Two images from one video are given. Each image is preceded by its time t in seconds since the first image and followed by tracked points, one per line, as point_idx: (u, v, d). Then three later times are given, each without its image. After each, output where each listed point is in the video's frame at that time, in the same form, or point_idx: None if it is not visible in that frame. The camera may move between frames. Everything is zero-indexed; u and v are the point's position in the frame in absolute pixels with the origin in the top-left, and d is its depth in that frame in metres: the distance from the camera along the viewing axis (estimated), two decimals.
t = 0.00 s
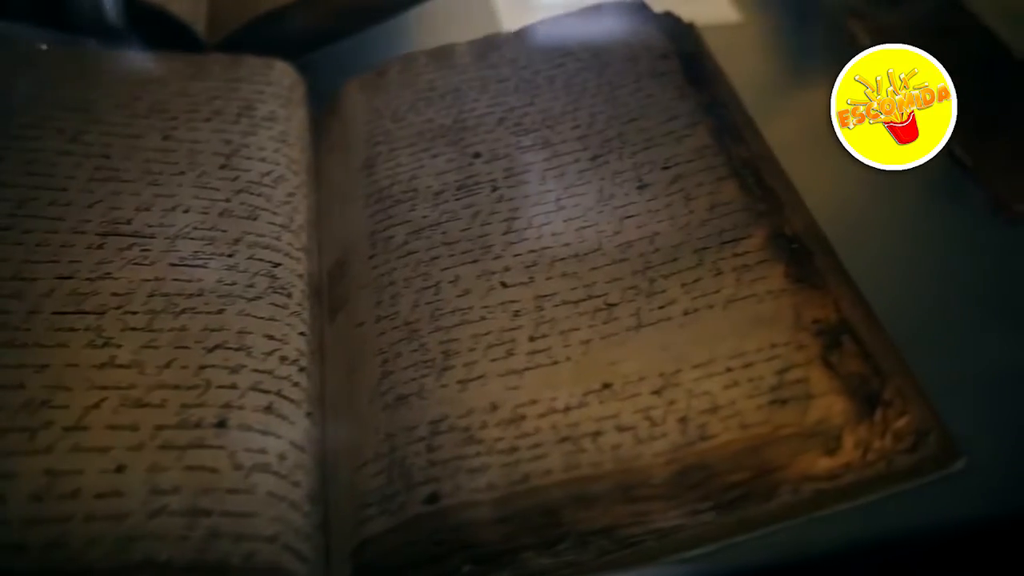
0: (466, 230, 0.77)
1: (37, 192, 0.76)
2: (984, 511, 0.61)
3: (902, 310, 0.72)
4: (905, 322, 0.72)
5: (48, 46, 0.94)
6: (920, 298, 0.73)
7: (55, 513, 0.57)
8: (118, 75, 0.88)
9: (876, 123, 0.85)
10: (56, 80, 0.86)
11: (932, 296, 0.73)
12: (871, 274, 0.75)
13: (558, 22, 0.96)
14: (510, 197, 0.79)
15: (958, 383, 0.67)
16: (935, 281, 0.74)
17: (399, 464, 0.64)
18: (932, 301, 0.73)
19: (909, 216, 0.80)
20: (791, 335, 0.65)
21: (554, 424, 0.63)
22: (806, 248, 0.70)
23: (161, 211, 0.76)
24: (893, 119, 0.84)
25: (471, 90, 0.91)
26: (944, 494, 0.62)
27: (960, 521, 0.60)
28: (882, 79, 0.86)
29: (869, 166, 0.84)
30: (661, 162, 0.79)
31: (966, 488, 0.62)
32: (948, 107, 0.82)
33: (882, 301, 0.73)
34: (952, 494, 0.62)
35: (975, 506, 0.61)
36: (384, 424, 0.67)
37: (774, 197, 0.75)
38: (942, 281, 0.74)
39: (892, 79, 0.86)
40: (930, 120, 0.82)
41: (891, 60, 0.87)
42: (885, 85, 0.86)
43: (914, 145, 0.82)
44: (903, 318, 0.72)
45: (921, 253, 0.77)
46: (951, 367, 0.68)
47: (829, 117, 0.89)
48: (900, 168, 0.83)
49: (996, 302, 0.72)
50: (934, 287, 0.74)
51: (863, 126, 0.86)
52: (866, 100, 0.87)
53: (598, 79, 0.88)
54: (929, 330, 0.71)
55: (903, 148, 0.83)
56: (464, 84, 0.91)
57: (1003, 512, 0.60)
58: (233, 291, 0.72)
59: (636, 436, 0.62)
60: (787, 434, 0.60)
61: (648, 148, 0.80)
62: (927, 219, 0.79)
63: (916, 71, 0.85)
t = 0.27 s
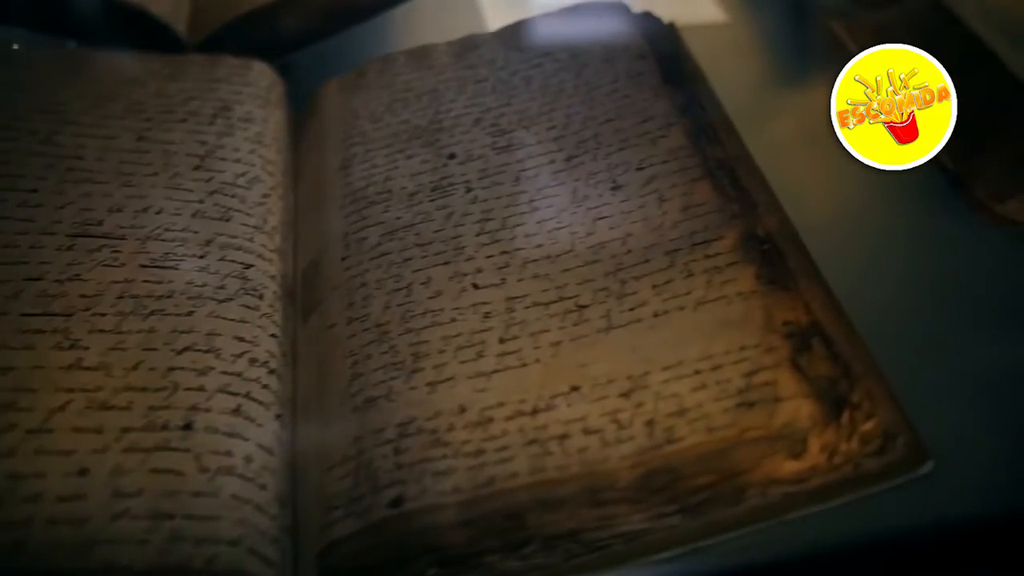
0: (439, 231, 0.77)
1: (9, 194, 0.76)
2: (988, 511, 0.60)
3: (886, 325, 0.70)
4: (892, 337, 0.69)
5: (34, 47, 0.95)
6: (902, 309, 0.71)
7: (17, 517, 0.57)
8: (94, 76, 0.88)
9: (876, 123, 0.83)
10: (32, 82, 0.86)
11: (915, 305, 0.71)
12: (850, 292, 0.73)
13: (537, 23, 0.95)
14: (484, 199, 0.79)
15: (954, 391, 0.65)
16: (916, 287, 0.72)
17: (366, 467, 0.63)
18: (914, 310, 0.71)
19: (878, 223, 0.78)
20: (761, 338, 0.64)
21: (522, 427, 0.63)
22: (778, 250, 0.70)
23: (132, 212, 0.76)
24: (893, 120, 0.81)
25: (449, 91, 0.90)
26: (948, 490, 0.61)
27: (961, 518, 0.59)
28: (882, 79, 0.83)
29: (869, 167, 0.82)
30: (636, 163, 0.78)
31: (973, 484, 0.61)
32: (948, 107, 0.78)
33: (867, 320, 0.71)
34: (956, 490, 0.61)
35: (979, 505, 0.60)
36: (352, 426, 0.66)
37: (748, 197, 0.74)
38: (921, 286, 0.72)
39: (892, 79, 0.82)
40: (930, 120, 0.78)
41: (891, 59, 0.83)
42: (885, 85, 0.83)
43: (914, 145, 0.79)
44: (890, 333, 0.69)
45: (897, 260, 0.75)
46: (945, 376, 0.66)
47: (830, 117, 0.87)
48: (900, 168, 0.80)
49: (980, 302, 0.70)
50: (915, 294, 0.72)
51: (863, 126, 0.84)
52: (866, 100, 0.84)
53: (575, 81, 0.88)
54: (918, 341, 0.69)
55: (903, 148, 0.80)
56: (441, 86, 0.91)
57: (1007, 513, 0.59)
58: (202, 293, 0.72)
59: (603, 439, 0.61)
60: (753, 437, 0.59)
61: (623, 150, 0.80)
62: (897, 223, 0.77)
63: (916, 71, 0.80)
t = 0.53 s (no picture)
0: (409, 233, 0.77)
1: None
2: (988, 508, 0.62)
3: (876, 346, 0.71)
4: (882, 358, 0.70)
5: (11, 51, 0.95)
6: (887, 326, 0.72)
7: None
8: (67, 77, 0.88)
9: (876, 122, 0.84)
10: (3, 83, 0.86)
11: (899, 321, 0.73)
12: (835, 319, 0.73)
13: (514, 22, 0.95)
14: (456, 201, 0.79)
15: (947, 397, 0.68)
16: (898, 301, 0.74)
17: (329, 470, 0.63)
18: (898, 325, 0.72)
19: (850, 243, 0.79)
20: (726, 341, 0.64)
21: (485, 430, 0.63)
22: (747, 252, 0.70)
23: (102, 214, 0.76)
24: (893, 120, 0.82)
25: (424, 92, 0.90)
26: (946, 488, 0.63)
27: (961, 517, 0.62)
28: (881, 79, 0.83)
29: (868, 166, 0.84)
30: (607, 164, 0.78)
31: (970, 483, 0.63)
32: (947, 108, 0.79)
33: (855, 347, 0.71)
34: (954, 488, 0.63)
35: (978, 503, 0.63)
36: (317, 429, 0.66)
37: (718, 198, 0.74)
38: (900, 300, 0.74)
39: (892, 79, 0.82)
40: (930, 121, 0.79)
41: (891, 58, 0.83)
42: (885, 85, 0.83)
43: (914, 146, 0.80)
44: (881, 354, 0.71)
45: (875, 277, 0.76)
46: (937, 385, 0.68)
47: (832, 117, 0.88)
48: (901, 168, 0.82)
49: (958, 308, 0.73)
50: (896, 309, 0.73)
51: (864, 127, 0.85)
52: (866, 100, 0.85)
53: (549, 81, 0.87)
54: (906, 356, 0.70)
55: (903, 148, 0.81)
56: (416, 87, 0.91)
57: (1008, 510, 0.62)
58: (170, 295, 0.72)
59: (566, 442, 0.61)
60: (716, 440, 0.59)
61: (595, 151, 0.79)
62: (869, 240, 0.79)
63: (916, 71, 0.81)
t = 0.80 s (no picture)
0: (385, 234, 0.76)
1: None
2: (987, 505, 0.65)
3: (870, 356, 0.72)
4: (877, 367, 0.71)
5: None
6: (879, 335, 0.74)
7: None
8: (45, 78, 0.88)
9: (876, 122, 0.86)
10: None
11: (890, 326, 0.74)
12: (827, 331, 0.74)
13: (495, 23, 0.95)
14: (432, 202, 0.78)
15: (944, 400, 0.69)
16: (889, 307, 0.75)
17: (299, 473, 0.63)
18: (890, 331, 0.74)
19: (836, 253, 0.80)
20: (697, 343, 0.64)
21: (455, 432, 0.62)
22: (722, 253, 0.69)
23: (76, 215, 0.76)
24: (893, 120, 0.84)
25: (403, 92, 0.90)
26: (948, 488, 0.66)
27: (962, 514, 0.65)
28: (881, 79, 0.86)
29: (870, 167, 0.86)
30: (583, 166, 0.78)
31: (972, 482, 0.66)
32: (948, 107, 0.82)
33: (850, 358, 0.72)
34: (956, 487, 0.66)
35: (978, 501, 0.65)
36: (288, 431, 0.66)
37: (695, 200, 0.74)
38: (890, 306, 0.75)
39: (892, 79, 0.85)
40: (930, 120, 0.82)
41: (891, 58, 0.85)
42: (885, 84, 0.86)
43: (914, 145, 0.83)
44: (875, 362, 0.72)
45: (871, 280, 0.77)
46: (934, 389, 0.70)
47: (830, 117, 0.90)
48: (900, 168, 0.84)
49: (946, 314, 0.75)
50: (888, 316, 0.75)
51: (864, 126, 0.87)
52: (866, 100, 0.87)
53: (529, 81, 0.87)
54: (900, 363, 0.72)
55: (903, 148, 0.84)
56: (395, 87, 0.91)
57: (1006, 505, 0.65)
58: (143, 296, 0.71)
59: (536, 445, 0.61)
60: (685, 443, 0.59)
61: (573, 152, 0.79)
62: (855, 249, 0.80)
63: (916, 71, 0.84)
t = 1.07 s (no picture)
0: (357, 236, 0.76)
1: None
2: (991, 504, 0.64)
3: (868, 355, 0.72)
4: (881, 365, 0.71)
5: None
6: (877, 335, 0.73)
7: None
8: (21, 80, 0.88)
9: (876, 122, 0.87)
10: None
11: (893, 326, 0.74)
12: (823, 331, 0.73)
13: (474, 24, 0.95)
14: (406, 203, 0.78)
15: (943, 400, 0.69)
16: (890, 307, 0.75)
17: (264, 477, 0.62)
18: (893, 331, 0.74)
19: (831, 256, 0.80)
20: (665, 346, 0.63)
21: (421, 436, 0.62)
22: (693, 255, 0.69)
23: (47, 217, 0.76)
24: (893, 120, 0.85)
25: (380, 93, 0.90)
26: (950, 486, 0.64)
27: (965, 512, 0.63)
28: (881, 79, 0.88)
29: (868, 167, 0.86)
30: (557, 168, 0.78)
31: (974, 481, 0.64)
32: (948, 107, 0.84)
33: (847, 358, 0.71)
34: (958, 485, 0.64)
35: (981, 499, 0.64)
36: (255, 435, 0.65)
37: (667, 202, 0.73)
38: (886, 309, 0.75)
39: (892, 79, 0.87)
40: (930, 119, 0.83)
41: (891, 59, 0.88)
42: (885, 84, 0.87)
43: (914, 145, 0.83)
44: (879, 360, 0.71)
45: (871, 281, 0.78)
46: (932, 390, 0.69)
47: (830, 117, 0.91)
48: (900, 168, 0.84)
49: (941, 318, 0.75)
50: (889, 317, 0.75)
51: (864, 126, 0.88)
52: (866, 100, 0.88)
53: (505, 83, 0.87)
54: (898, 363, 0.71)
55: (903, 148, 0.84)
56: (372, 88, 0.90)
57: (1010, 505, 0.64)
58: (112, 298, 0.71)
59: (500, 448, 0.60)
60: (649, 447, 0.58)
61: (546, 153, 0.79)
62: (851, 254, 0.80)
63: (916, 72, 0.86)
